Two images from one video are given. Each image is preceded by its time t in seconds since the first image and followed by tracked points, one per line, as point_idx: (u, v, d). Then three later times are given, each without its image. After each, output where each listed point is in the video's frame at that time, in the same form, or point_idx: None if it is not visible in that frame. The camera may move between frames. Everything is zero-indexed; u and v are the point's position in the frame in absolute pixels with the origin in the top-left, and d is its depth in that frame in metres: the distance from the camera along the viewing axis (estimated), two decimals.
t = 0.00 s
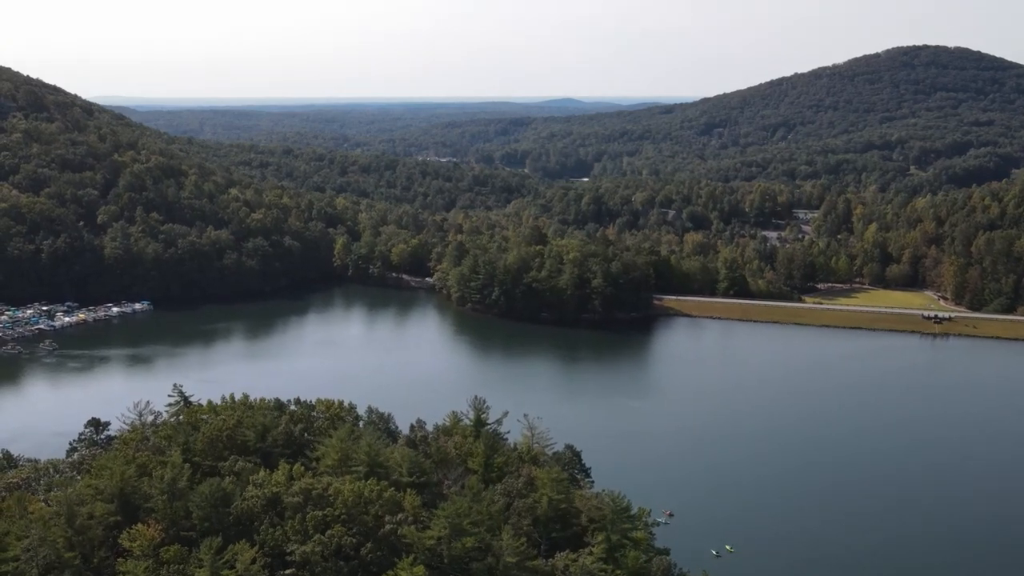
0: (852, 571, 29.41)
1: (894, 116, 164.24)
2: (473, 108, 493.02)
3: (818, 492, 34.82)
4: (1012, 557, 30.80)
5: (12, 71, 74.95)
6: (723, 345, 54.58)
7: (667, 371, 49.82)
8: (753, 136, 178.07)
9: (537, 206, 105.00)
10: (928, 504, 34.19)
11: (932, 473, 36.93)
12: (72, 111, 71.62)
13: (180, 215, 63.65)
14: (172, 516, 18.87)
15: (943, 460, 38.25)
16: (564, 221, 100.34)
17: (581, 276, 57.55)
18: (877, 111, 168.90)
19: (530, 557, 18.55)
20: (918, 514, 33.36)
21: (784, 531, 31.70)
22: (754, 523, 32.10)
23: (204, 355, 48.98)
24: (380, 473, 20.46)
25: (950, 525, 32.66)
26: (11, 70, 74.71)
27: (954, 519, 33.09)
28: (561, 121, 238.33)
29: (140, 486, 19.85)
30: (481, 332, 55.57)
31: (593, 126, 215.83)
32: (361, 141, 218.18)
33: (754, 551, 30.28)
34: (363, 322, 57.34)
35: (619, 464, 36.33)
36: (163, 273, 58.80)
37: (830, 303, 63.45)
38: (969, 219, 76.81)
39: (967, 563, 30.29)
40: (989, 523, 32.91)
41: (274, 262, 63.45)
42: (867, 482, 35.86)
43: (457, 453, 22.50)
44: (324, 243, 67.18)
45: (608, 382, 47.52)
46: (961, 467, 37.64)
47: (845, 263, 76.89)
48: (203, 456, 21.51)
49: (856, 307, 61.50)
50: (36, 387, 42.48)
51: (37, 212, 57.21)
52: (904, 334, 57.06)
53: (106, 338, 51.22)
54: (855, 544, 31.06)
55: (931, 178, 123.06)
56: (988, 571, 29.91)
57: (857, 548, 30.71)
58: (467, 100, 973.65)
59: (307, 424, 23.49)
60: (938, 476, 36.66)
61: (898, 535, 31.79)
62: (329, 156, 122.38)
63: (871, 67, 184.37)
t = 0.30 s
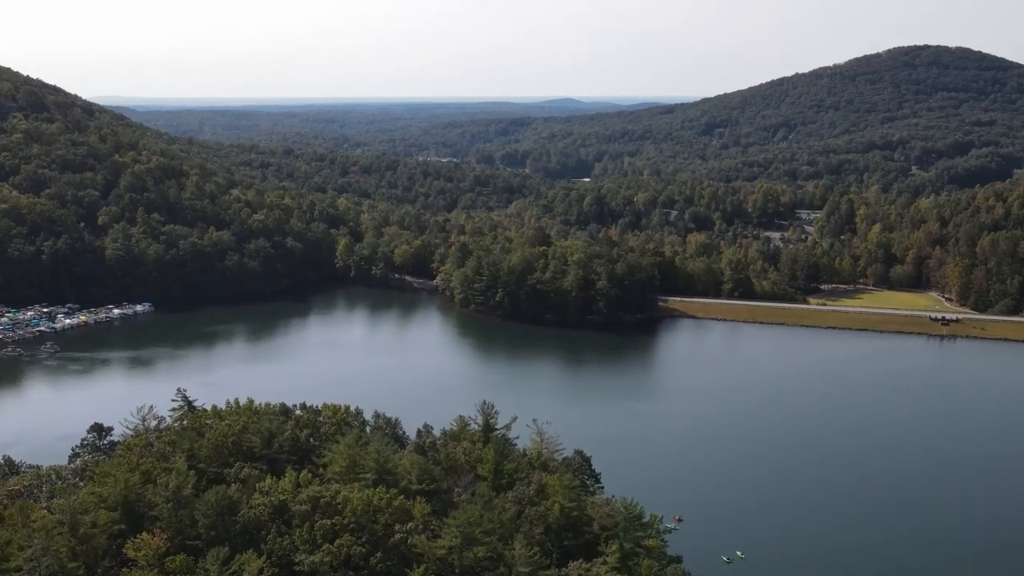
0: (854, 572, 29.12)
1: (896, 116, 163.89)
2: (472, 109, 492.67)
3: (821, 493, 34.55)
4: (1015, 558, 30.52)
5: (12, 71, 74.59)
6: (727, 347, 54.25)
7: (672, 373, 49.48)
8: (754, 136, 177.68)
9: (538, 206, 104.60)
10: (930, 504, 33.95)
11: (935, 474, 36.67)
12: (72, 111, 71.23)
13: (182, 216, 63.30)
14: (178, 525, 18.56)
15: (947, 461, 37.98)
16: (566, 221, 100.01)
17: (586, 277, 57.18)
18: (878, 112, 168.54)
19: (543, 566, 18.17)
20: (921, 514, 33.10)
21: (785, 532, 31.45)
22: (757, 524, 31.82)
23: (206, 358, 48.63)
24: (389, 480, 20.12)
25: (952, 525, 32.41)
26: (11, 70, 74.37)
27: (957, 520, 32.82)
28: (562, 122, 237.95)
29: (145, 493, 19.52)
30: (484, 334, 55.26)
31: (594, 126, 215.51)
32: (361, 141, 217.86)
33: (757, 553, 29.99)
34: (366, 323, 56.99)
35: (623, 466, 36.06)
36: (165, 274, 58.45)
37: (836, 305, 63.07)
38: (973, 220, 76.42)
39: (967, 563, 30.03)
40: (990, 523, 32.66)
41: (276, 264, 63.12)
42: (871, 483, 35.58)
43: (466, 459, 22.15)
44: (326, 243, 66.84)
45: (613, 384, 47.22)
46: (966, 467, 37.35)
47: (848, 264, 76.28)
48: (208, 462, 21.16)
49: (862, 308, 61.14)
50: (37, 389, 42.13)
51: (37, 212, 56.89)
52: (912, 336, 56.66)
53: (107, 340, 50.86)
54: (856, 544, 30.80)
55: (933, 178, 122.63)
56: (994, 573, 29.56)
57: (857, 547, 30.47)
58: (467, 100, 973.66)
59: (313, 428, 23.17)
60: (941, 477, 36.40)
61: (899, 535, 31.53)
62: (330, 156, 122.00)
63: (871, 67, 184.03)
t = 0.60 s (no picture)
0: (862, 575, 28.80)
1: (897, 116, 163.52)
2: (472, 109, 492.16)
3: (824, 493, 34.30)
4: (1020, 560, 30.22)
5: (12, 71, 74.20)
6: (732, 348, 53.93)
7: (677, 374, 49.17)
8: (754, 136, 177.34)
9: (540, 207, 104.19)
10: (937, 506, 33.63)
11: (940, 475, 36.39)
12: (73, 111, 70.84)
13: (183, 217, 62.95)
14: (182, 534, 18.16)
15: (950, 461, 37.72)
16: (568, 222, 99.59)
17: (590, 278, 56.83)
18: (879, 112, 168.16)
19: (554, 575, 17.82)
20: (923, 514, 32.86)
21: (786, 532, 31.20)
22: (762, 526, 31.51)
23: (207, 359, 48.26)
24: (397, 488, 19.76)
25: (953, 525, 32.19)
26: (11, 70, 74.00)
27: (958, 520, 32.58)
28: (562, 122, 237.64)
29: (149, 501, 19.13)
30: (488, 335, 54.94)
31: (594, 126, 215.19)
32: (362, 141, 217.52)
33: (763, 555, 29.68)
34: (368, 325, 56.66)
35: (627, 467, 35.77)
36: (166, 275, 58.06)
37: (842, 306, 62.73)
38: (978, 220, 76.06)
39: (967, 563, 29.80)
40: (991, 523, 32.44)
41: (278, 265, 62.76)
42: (875, 483, 35.32)
43: (475, 466, 21.86)
44: (328, 244, 66.49)
45: (618, 386, 46.87)
46: (971, 468, 37.08)
47: (852, 264, 75.83)
48: (213, 469, 20.80)
49: (868, 310, 60.79)
50: (37, 391, 41.76)
51: (38, 213, 56.54)
52: (918, 338, 56.28)
53: (108, 342, 50.46)
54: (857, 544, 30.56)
55: (935, 178, 122.28)
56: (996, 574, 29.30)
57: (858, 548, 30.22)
58: (466, 100, 973.10)
59: (319, 434, 22.81)
60: (944, 477, 36.18)
61: (900, 535, 31.30)
62: (330, 156, 121.63)
63: (872, 67, 183.67)
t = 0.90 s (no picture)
0: None
1: (898, 116, 163.10)
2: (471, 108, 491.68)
3: (825, 493, 34.03)
4: None
5: (12, 71, 73.81)
6: (737, 350, 53.61)
7: (682, 376, 48.86)
8: (755, 136, 176.94)
9: (542, 207, 103.78)
10: (946, 507, 33.27)
11: (949, 476, 36.01)
12: (73, 112, 70.44)
13: (184, 218, 62.59)
14: (187, 544, 17.82)
15: (953, 461, 37.45)
16: (570, 222, 99.15)
17: (595, 280, 56.48)
18: (880, 112, 167.74)
19: None
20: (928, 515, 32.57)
21: (788, 533, 30.89)
22: (768, 527, 31.21)
23: (209, 361, 47.91)
24: (406, 496, 19.37)
25: (952, 524, 31.93)
26: (11, 70, 73.62)
27: (958, 519, 32.34)
28: (562, 122, 237.24)
29: (152, 510, 18.75)
30: (491, 337, 54.64)
31: (595, 126, 214.79)
32: (362, 141, 217.23)
33: (769, 556, 29.37)
34: (370, 327, 56.32)
35: (629, 467, 35.47)
36: (167, 276, 57.68)
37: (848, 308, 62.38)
38: (982, 221, 75.75)
39: (973, 565, 29.52)
40: (991, 523, 32.20)
41: (280, 266, 62.39)
42: (877, 483, 35.05)
43: (485, 473, 21.53)
44: (330, 245, 66.13)
45: (622, 388, 46.55)
46: (981, 470, 36.71)
47: (856, 265, 75.38)
48: (218, 476, 20.43)
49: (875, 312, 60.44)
50: (37, 394, 41.38)
51: (38, 214, 56.18)
52: (925, 340, 55.90)
53: (109, 344, 50.07)
54: (858, 544, 30.28)
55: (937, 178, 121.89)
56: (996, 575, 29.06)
57: (858, 547, 29.96)
58: (466, 100, 972.68)
59: (325, 441, 22.45)
60: (945, 476, 35.94)
61: (900, 535, 31.03)
62: (331, 156, 121.25)
63: (873, 67, 183.24)
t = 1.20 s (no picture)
0: None
1: (900, 116, 162.67)
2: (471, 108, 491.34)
3: (829, 493, 33.71)
4: None
5: (11, 71, 73.41)
6: (742, 352, 53.27)
7: (687, 378, 48.51)
8: (756, 136, 176.54)
9: (543, 207, 103.41)
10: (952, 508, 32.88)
11: (956, 477, 35.61)
12: (72, 112, 70.02)
13: (185, 219, 62.22)
14: (191, 554, 17.46)
15: (960, 462, 37.06)
16: (572, 223, 98.75)
17: (600, 282, 56.16)
18: (881, 112, 167.32)
19: None
20: (934, 515, 32.21)
21: (788, 532, 30.58)
22: (771, 527, 30.90)
23: (210, 364, 47.56)
24: (416, 505, 18.99)
25: (953, 524, 31.59)
26: (10, 70, 73.24)
27: (961, 519, 31.99)
28: (562, 122, 236.83)
29: (156, 519, 18.37)
30: (494, 339, 54.30)
31: (596, 126, 214.43)
32: (362, 141, 217.03)
33: (772, 556, 29.05)
34: (373, 329, 55.97)
35: (631, 467, 35.18)
36: (168, 278, 57.30)
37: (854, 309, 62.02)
38: (986, 222, 75.39)
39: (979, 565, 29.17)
40: (992, 523, 31.86)
41: (281, 268, 62.00)
42: (881, 483, 34.72)
43: (495, 481, 21.19)
44: (332, 246, 65.73)
45: (626, 390, 46.22)
46: (989, 472, 36.31)
47: (860, 266, 74.97)
48: (223, 484, 20.05)
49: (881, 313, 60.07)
50: (37, 396, 41.00)
51: (38, 215, 55.79)
52: (932, 342, 55.54)
53: (109, 346, 49.69)
54: (859, 544, 29.97)
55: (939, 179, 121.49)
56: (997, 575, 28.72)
57: (857, 547, 29.64)
58: (465, 100, 972.40)
59: (331, 448, 22.09)
60: (951, 477, 35.59)
61: (902, 535, 30.71)
62: (332, 157, 120.89)
63: (874, 67, 182.81)
